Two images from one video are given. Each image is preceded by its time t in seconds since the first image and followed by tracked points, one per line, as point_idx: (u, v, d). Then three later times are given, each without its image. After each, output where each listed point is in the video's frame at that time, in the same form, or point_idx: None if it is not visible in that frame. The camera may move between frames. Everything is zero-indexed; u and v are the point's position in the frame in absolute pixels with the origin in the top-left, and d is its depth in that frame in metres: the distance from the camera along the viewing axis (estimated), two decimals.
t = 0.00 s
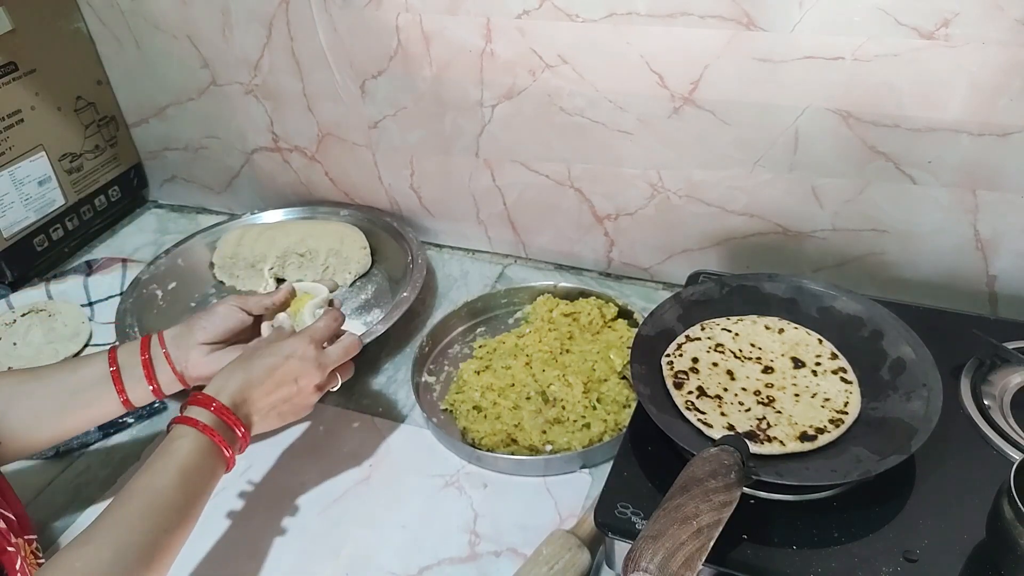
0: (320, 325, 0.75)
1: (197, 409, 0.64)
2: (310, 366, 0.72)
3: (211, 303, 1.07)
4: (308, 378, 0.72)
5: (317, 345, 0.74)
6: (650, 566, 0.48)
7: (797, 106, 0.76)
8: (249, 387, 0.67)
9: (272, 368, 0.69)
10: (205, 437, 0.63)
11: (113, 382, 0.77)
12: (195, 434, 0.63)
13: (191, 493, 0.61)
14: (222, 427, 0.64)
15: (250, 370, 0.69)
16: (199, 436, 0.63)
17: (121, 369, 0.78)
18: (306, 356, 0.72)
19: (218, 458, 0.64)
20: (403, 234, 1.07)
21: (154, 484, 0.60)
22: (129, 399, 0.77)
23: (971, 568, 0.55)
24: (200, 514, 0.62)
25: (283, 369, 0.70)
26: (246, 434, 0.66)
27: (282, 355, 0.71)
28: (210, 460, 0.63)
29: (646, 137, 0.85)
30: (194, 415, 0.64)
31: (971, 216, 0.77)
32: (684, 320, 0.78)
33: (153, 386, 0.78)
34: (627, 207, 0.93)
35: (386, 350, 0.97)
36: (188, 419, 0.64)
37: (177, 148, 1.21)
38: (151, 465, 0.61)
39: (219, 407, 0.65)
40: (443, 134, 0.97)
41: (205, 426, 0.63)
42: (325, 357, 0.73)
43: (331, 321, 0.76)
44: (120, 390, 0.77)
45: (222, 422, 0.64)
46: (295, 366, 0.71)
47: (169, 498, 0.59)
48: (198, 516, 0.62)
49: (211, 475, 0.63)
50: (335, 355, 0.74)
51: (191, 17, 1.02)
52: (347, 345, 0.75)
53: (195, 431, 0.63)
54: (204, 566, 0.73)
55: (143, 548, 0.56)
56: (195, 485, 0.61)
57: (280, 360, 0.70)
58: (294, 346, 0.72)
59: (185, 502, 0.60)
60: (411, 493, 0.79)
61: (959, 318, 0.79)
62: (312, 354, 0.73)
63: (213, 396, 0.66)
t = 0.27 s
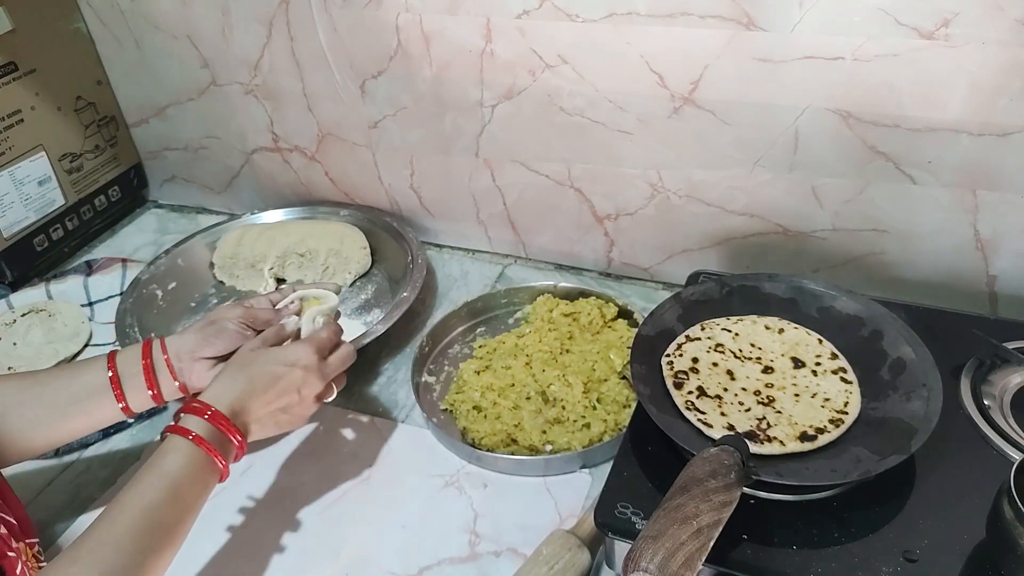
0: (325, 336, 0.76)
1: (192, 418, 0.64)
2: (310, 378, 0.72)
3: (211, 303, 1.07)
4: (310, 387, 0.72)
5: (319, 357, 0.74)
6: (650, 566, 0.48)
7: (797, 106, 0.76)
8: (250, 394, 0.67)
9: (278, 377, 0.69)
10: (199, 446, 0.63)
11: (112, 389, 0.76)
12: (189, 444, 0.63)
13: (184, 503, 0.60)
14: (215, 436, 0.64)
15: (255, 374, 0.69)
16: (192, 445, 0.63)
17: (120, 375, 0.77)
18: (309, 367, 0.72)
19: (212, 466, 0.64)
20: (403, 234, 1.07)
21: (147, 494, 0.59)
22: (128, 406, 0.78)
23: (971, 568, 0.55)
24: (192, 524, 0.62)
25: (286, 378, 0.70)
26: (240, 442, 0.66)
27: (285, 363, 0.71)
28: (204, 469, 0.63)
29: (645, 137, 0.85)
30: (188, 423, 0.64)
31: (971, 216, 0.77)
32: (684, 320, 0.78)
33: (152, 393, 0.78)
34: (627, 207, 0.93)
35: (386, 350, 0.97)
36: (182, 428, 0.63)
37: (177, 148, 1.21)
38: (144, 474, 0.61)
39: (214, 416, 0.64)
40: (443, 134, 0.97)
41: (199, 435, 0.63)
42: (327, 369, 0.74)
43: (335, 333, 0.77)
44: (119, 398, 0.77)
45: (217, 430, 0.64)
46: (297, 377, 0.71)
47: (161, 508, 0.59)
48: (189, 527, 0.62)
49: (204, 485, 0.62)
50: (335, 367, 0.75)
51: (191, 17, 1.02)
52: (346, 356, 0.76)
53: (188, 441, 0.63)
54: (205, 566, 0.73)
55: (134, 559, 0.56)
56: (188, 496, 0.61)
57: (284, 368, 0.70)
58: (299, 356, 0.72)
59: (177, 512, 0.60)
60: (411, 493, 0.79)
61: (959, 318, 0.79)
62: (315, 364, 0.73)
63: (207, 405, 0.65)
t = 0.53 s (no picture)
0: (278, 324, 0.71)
1: (169, 426, 0.63)
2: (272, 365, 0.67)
3: (211, 303, 1.07)
4: (268, 376, 0.67)
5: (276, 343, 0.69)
6: (650, 566, 0.48)
7: (797, 106, 0.76)
8: (213, 398, 0.65)
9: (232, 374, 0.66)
10: (179, 455, 0.62)
11: (123, 395, 0.76)
12: (168, 452, 0.62)
13: (166, 511, 0.60)
14: (194, 443, 0.63)
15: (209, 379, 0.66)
16: (171, 453, 0.62)
17: (131, 381, 0.77)
18: (265, 356, 0.68)
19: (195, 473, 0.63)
20: (403, 234, 1.07)
21: (128, 503, 0.59)
22: (139, 412, 0.77)
23: (971, 568, 0.55)
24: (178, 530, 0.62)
25: (240, 374, 0.66)
26: (223, 446, 0.65)
27: (240, 360, 0.67)
28: (185, 476, 0.62)
29: (645, 137, 0.85)
30: (166, 432, 0.63)
31: (971, 216, 0.77)
32: (684, 320, 0.78)
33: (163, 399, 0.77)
34: (627, 207, 0.93)
35: (387, 351, 0.97)
36: (160, 437, 0.62)
37: (177, 148, 1.21)
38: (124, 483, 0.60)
39: (191, 423, 0.63)
40: (443, 134, 0.97)
41: (177, 444, 0.62)
42: (285, 353, 0.68)
43: (290, 319, 0.72)
44: (129, 404, 0.76)
45: (193, 437, 0.63)
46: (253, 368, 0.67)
47: (147, 515, 0.59)
48: (174, 532, 0.61)
49: (186, 492, 0.62)
50: (296, 349, 0.69)
51: (191, 17, 1.02)
52: (307, 338, 0.70)
53: (168, 450, 0.62)
54: (205, 566, 0.73)
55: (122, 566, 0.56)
56: (170, 504, 0.60)
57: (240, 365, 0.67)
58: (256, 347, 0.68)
59: (159, 521, 0.59)
60: (411, 493, 0.79)
61: (959, 318, 0.79)
62: (268, 351, 0.68)
63: (183, 412, 0.64)
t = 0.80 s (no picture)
0: (295, 339, 0.72)
1: (177, 430, 0.63)
2: (287, 382, 0.68)
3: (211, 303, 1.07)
4: (283, 394, 0.68)
5: (292, 360, 0.70)
6: (650, 566, 0.48)
7: (797, 106, 0.76)
8: (223, 408, 0.66)
9: (246, 387, 0.67)
10: (184, 459, 0.62)
11: (111, 407, 0.76)
12: (174, 457, 0.62)
13: (168, 517, 0.60)
14: (201, 448, 0.63)
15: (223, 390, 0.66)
16: (177, 458, 0.62)
17: (121, 392, 0.77)
18: (280, 372, 0.69)
19: (198, 479, 0.63)
20: (403, 234, 1.07)
21: (131, 508, 0.58)
22: (128, 423, 0.77)
23: (971, 568, 0.55)
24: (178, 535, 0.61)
25: (256, 389, 0.67)
26: (226, 454, 0.65)
27: (255, 374, 0.68)
28: (189, 482, 0.62)
29: (646, 137, 0.85)
30: (173, 436, 0.63)
31: (971, 216, 0.77)
32: (684, 320, 0.78)
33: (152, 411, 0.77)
34: (627, 207, 0.93)
35: (386, 351, 0.97)
36: (167, 441, 0.63)
37: (177, 148, 1.21)
38: (128, 487, 0.60)
39: (199, 429, 0.63)
40: (443, 134, 0.97)
41: (184, 448, 0.62)
42: (300, 371, 0.70)
43: (307, 334, 0.73)
44: (118, 416, 0.76)
45: (200, 443, 0.63)
46: (268, 382, 0.68)
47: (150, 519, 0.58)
48: (174, 542, 0.61)
49: (189, 499, 0.61)
50: (312, 366, 0.71)
51: (191, 17, 1.02)
52: (323, 355, 0.72)
53: (174, 453, 0.62)
54: (205, 566, 0.73)
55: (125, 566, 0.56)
56: (173, 509, 0.60)
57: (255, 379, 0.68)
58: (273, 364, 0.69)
59: (163, 525, 0.59)
60: (411, 493, 0.79)
61: (959, 318, 0.79)
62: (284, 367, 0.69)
63: (191, 418, 0.64)
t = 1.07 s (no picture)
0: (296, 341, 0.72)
1: (182, 429, 0.64)
2: (290, 382, 0.69)
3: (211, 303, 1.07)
4: (285, 395, 0.68)
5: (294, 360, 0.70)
6: (650, 566, 0.48)
7: (797, 106, 0.76)
8: (225, 409, 0.66)
9: (249, 387, 0.67)
10: (188, 457, 0.62)
11: (108, 418, 0.75)
12: (178, 455, 0.62)
13: (169, 517, 0.59)
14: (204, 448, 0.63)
15: (224, 390, 0.67)
16: (180, 457, 0.62)
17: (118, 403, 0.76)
18: (283, 372, 0.69)
19: (201, 479, 0.63)
20: (403, 234, 1.07)
21: (134, 505, 0.58)
22: (125, 435, 0.76)
23: (971, 568, 0.55)
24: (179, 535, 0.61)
25: (259, 389, 0.67)
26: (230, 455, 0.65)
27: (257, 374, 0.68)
28: (192, 482, 0.62)
29: (646, 137, 0.85)
30: (178, 435, 0.63)
31: (971, 216, 0.77)
32: (684, 320, 0.78)
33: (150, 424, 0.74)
34: (627, 207, 0.93)
35: (386, 351, 0.97)
36: (171, 440, 0.63)
37: (177, 148, 1.21)
38: (131, 486, 0.60)
39: (202, 428, 0.64)
40: (443, 134, 0.97)
41: (188, 447, 0.62)
42: (302, 370, 0.70)
43: (306, 334, 0.73)
44: (115, 427, 0.75)
45: (204, 443, 0.63)
46: (270, 382, 0.68)
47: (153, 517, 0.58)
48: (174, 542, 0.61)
49: (191, 500, 0.61)
50: (314, 367, 0.71)
51: (191, 17, 1.02)
52: (324, 354, 0.72)
53: (177, 452, 0.62)
54: (205, 565, 0.73)
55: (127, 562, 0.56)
56: (174, 509, 0.60)
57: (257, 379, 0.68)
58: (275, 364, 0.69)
59: (165, 524, 0.59)
60: (411, 493, 0.79)
61: (959, 318, 0.79)
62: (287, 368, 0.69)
63: (196, 418, 0.65)
